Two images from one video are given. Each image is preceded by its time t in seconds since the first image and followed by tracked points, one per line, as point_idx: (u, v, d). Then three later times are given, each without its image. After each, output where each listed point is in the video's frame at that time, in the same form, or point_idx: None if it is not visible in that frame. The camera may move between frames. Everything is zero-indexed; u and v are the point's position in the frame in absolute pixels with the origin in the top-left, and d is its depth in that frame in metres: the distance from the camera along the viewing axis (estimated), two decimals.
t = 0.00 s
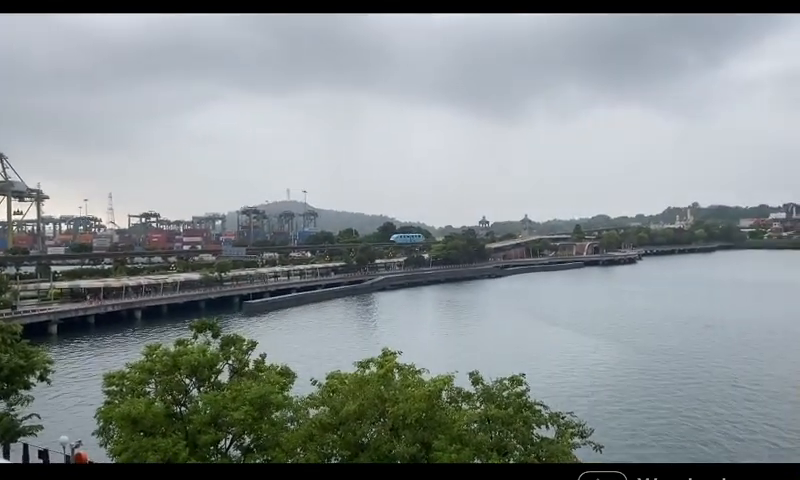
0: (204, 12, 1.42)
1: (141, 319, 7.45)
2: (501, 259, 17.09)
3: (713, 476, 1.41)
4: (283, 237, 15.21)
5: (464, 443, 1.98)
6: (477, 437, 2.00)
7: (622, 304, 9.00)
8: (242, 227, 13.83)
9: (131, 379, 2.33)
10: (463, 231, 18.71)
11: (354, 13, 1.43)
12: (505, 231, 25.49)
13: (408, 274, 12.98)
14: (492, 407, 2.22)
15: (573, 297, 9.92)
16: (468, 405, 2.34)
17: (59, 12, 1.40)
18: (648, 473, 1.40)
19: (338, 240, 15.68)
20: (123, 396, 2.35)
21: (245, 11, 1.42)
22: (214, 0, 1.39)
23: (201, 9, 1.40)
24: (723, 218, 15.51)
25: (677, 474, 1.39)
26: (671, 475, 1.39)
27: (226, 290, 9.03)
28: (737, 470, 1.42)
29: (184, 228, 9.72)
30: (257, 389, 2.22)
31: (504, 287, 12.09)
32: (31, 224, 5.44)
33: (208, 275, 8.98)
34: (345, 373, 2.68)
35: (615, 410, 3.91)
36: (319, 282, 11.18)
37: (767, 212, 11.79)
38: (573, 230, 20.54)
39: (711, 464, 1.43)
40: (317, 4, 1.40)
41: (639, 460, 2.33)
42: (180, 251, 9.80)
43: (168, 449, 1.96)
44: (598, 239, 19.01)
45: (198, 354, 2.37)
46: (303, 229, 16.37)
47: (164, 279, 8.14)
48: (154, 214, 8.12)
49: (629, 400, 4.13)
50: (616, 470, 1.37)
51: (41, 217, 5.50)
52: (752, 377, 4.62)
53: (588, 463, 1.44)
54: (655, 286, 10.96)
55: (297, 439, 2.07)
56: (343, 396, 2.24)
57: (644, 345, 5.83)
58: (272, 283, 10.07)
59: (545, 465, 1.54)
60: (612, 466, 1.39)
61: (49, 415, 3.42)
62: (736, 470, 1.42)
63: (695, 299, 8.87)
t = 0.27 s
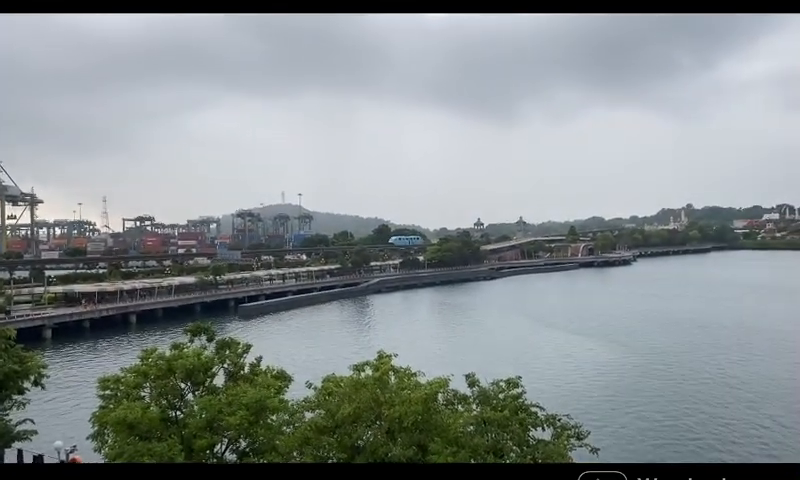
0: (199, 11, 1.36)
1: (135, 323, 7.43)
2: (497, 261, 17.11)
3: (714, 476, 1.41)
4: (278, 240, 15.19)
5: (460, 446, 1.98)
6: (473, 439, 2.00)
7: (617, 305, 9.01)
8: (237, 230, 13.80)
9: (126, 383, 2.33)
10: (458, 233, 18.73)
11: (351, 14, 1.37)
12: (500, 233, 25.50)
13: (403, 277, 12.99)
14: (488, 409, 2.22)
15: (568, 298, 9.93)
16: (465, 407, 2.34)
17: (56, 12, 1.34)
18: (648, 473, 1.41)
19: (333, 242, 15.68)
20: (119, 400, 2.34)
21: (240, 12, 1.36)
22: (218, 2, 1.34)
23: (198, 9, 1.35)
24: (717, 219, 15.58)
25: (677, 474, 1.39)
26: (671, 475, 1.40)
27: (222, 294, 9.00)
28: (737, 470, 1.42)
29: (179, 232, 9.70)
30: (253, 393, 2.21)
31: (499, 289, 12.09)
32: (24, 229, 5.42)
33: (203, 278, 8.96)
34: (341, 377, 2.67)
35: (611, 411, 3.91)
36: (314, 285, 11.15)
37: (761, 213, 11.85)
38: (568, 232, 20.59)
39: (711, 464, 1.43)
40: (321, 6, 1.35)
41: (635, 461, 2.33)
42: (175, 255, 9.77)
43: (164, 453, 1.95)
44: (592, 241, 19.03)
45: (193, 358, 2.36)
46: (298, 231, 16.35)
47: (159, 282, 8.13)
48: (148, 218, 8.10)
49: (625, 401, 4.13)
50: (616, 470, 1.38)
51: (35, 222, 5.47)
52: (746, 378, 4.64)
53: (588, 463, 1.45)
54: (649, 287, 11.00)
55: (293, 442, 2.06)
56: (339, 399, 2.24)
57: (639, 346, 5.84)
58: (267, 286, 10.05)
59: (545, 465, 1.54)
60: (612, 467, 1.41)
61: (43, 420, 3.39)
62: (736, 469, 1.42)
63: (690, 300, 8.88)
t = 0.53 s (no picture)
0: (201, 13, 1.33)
1: (133, 328, 7.42)
2: (495, 263, 17.11)
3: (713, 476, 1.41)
4: (276, 243, 15.18)
5: (459, 448, 1.98)
6: (472, 441, 1.99)
7: (616, 306, 9.01)
8: (235, 234, 13.79)
9: (125, 388, 2.33)
10: (456, 236, 18.73)
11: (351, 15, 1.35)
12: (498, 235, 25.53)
13: (402, 279, 12.98)
14: (487, 411, 2.22)
15: (566, 300, 9.93)
16: (464, 410, 2.34)
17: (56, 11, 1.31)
18: (648, 473, 1.41)
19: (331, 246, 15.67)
20: (117, 404, 2.34)
21: (240, 12, 1.34)
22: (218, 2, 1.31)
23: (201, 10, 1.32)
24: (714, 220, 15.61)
25: (677, 474, 1.39)
26: (671, 475, 1.40)
27: (220, 297, 8.99)
28: (737, 470, 1.42)
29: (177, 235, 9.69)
30: (252, 397, 2.21)
31: (498, 291, 12.09)
32: (22, 233, 5.42)
33: (201, 282, 8.95)
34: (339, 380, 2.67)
35: (610, 413, 3.91)
36: (312, 288, 11.15)
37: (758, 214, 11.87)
38: (566, 233, 20.60)
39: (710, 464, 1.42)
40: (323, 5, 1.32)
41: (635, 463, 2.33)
42: (173, 258, 9.76)
43: (163, 457, 1.94)
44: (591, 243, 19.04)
45: (192, 362, 2.35)
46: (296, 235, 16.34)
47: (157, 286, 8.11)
48: (146, 222, 8.10)
49: (624, 403, 4.13)
50: (616, 470, 1.38)
51: (32, 226, 5.47)
52: (745, 378, 4.64)
53: (588, 463, 1.44)
54: (647, 288, 11.01)
55: (292, 445, 2.06)
56: (338, 402, 2.24)
57: (638, 347, 5.84)
58: (265, 289, 10.04)
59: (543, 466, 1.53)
60: (612, 467, 1.40)
61: (41, 425, 3.37)
62: (735, 470, 1.42)
63: (689, 301, 8.88)
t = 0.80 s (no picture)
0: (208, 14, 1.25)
1: (135, 331, 7.42)
2: (497, 265, 17.10)
3: (714, 476, 1.38)
4: (278, 246, 15.18)
5: (461, 450, 1.98)
6: (474, 443, 1.99)
7: (618, 307, 9.00)
8: (238, 237, 13.80)
9: (127, 390, 2.33)
10: (458, 237, 18.73)
11: (353, 15, 1.24)
12: (500, 236, 25.50)
13: (403, 281, 12.98)
14: (488, 413, 2.22)
15: (568, 301, 9.92)
16: (466, 412, 2.34)
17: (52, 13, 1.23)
18: (648, 473, 1.38)
19: (332, 248, 15.67)
20: (119, 407, 2.34)
21: (237, 12, 1.24)
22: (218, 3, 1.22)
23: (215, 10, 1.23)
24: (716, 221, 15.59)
25: (677, 474, 1.37)
26: (671, 475, 1.37)
27: (222, 300, 8.99)
28: (737, 469, 1.39)
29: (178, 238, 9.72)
30: (254, 400, 2.21)
31: (500, 293, 12.07)
32: (24, 236, 5.43)
33: (203, 285, 8.96)
34: (341, 382, 2.67)
35: (613, 414, 3.91)
36: (314, 290, 11.15)
37: (760, 215, 11.86)
38: (567, 234, 20.59)
39: (711, 464, 1.40)
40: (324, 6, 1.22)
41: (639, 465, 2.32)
42: (175, 261, 9.77)
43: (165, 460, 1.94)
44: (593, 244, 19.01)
45: (195, 365, 2.36)
46: (297, 237, 16.34)
47: (159, 289, 8.12)
48: (148, 225, 8.10)
49: (626, 404, 4.13)
50: (616, 470, 1.35)
51: (35, 229, 5.49)
52: (748, 379, 4.63)
53: (587, 463, 1.41)
54: (650, 289, 10.99)
55: (294, 448, 2.06)
56: (340, 404, 2.25)
57: (640, 348, 5.83)
58: (267, 292, 10.03)
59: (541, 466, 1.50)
60: (612, 467, 1.37)
61: (43, 428, 3.37)
62: (735, 469, 1.39)
63: (691, 302, 8.87)
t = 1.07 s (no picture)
0: None
1: (140, 333, 7.44)
2: (501, 266, 17.08)
3: (713, 476, 1.42)
4: (282, 248, 15.20)
5: (466, 452, 1.98)
6: (478, 445, 1.99)
7: (622, 309, 8.99)
8: (242, 239, 13.84)
9: (132, 393, 2.34)
10: (462, 239, 18.71)
11: (349, 14, 1.44)
12: (504, 238, 25.50)
13: (407, 283, 12.99)
14: (493, 414, 2.22)
15: (573, 303, 9.90)
16: (471, 413, 2.33)
17: (54, 12, 1.40)
18: (648, 473, 1.42)
19: (336, 250, 15.70)
20: (124, 410, 2.35)
21: (238, 11, 1.43)
22: (216, 2, 1.40)
23: None
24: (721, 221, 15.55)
25: (676, 474, 1.40)
26: (670, 475, 1.41)
27: (226, 302, 9.01)
28: (737, 469, 1.43)
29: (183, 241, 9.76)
30: (259, 402, 2.21)
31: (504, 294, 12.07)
32: (29, 239, 5.46)
33: (207, 287, 8.97)
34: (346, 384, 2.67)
35: (617, 415, 3.89)
36: (318, 292, 11.16)
37: (765, 215, 11.83)
38: (571, 236, 20.56)
39: (710, 464, 1.44)
40: (320, 5, 1.41)
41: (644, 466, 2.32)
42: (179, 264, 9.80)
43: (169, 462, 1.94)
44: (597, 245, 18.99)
45: (200, 368, 2.36)
46: (301, 239, 16.35)
47: (164, 292, 8.15)
48: (152, 227, 8.13)
49: (631, 405, 4.11)
50: (615, 470, 1.39)
51: (40, 232, 5.52)
52: (754, 380, 4.61)
53: (588, 463, 1.45)
54: (654, 290, 10.96)
55: (299, 449, 2.06)
56: (345, 406, 2.25)
57: (645, 350, 5.81)
58: (271, 294, 10.06)
59: (545, 466, 1.55)
60: (612, 466, 1.41)
61: (49, 430, 3.39)
62: (735, 469, 1.43)
63: (695, 303, 8.85)
